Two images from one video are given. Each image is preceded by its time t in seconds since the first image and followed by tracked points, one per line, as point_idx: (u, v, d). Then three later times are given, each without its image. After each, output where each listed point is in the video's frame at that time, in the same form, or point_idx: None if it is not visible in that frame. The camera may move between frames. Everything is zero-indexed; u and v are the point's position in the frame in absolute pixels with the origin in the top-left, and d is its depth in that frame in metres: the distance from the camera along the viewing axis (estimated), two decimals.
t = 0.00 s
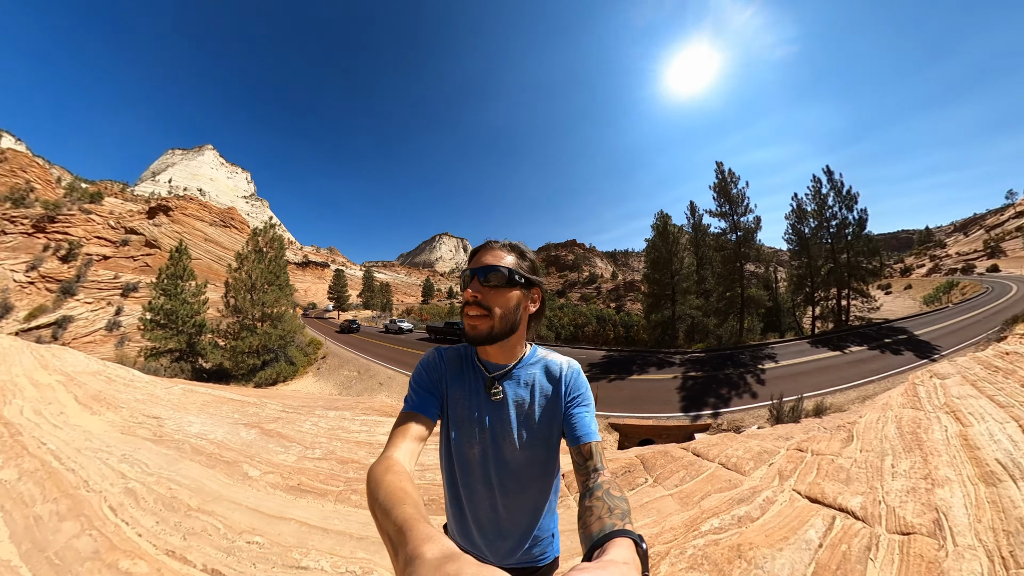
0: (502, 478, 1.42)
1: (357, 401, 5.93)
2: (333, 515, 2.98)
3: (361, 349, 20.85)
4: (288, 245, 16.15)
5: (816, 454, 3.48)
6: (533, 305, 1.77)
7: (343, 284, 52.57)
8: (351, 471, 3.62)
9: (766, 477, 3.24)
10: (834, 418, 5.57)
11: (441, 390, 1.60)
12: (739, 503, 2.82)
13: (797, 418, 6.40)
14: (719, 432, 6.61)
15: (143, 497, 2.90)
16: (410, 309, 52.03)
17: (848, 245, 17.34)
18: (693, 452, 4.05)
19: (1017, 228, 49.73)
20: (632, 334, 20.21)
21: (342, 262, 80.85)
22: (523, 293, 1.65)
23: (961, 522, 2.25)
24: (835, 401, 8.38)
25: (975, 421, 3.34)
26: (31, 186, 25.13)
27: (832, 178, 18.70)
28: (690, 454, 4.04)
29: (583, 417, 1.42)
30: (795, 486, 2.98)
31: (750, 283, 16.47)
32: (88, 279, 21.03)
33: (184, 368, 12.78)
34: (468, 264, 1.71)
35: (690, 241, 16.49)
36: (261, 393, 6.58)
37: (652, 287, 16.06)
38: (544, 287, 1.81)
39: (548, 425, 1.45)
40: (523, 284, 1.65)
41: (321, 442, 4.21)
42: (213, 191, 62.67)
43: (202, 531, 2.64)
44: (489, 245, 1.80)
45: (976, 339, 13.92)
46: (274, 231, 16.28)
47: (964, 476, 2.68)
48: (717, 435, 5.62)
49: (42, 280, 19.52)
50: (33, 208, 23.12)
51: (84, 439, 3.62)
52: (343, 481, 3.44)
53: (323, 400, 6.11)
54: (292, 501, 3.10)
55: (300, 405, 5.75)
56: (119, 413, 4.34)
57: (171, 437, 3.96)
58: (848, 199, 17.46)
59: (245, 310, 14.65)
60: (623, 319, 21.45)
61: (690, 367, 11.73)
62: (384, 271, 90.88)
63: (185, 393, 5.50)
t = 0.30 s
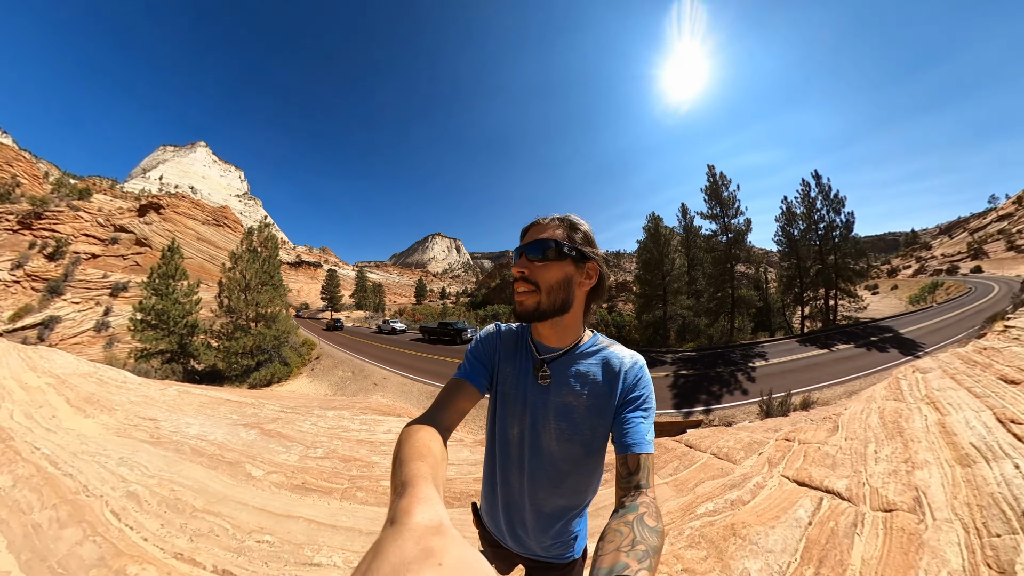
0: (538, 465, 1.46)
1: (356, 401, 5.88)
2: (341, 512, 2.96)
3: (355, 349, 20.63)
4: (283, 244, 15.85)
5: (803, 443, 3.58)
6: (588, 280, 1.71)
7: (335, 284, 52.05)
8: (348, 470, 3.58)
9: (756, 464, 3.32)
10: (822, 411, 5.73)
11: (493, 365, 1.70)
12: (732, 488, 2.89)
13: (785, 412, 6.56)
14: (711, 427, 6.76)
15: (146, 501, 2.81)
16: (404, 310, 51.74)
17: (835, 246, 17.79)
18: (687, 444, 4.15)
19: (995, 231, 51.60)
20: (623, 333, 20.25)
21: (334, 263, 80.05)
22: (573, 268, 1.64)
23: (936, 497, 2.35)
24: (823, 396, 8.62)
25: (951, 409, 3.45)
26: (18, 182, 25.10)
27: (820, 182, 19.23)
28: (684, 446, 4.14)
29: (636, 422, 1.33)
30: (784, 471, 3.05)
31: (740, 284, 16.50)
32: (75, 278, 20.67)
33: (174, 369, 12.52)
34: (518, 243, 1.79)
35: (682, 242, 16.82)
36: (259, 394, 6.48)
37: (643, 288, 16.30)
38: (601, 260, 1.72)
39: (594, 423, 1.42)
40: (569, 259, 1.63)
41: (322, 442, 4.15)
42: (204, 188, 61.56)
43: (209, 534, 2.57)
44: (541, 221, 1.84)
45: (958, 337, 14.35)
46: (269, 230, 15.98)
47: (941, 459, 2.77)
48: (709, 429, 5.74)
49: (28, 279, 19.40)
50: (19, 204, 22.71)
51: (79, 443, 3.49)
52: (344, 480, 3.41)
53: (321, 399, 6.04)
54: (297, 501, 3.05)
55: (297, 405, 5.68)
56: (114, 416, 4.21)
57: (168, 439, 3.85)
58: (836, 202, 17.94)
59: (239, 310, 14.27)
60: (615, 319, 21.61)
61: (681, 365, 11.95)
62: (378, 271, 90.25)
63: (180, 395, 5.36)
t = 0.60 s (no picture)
0: (593, 448, 1.61)
1: (362, 400, 5.84)
2: (356, 513, 2.91)
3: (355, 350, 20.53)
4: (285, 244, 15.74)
5: (801, 438, 3.62)
6: (650, 273, 1.74)
7: (334, 285, 51.86)
8: (356, 468, 3.55)
9: (756, 458, 3.36)
10: (819, 409, 5.80)
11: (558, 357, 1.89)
12: (733, 479, 2.94)
13: (784, 410, 6.61)
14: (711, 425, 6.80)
15: (155, 505, 2.77)
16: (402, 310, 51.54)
17: (834, 248, 17.86)
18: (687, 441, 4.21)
19: (993, 234, 51.99)
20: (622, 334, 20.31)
21: (333, 263, 79.80)
22: (633, 264, 1.68)
23: (932, 488, 2.31)
24: (821, 395, 8.71)
25: (945, 405, 3.49)
26: (16, 178, 25.13)
27: (818, 185, 19.44)
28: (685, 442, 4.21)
29: (694, 424, 1.38)
30: (783, 464, 3.08)
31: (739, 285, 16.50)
32: (73, 276, 20.50)
33: (175, 368, 12.48)
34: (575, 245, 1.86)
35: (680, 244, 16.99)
36: (263, 393, 6.42)
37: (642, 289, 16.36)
38: (661, 251, 1.72)
39: (651, 418, 1.50)
40: (628, 256, 1.68)
41: (333, 440, 4.11)
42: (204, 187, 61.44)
43: (226, 536, 2.53)
44: (594, 218, 1.88)
45: (953, 338, 14.50)
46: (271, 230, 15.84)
47: (934, 452, 2.76)
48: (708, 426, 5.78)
49: (26, 276, 19.27)
50: (19, 201, 22.68)
51: (81, 446, 3.41)
52: (353, 478, 3.38)
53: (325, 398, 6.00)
54: (313, 500, 3.02)
55: (301, 405, 5.62)
56: (117, 417, 4.16)
57: (175, 440, 3.81)
58: (834, 205, 18.10)
59: (241, 310, 14.02)
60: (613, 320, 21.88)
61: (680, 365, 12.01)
62: (376, 271, 90.07)
63: (185, 395, 5.29)
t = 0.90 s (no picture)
0: (631, 441, 1.67)
1: (361, 401, 5.77)
2: (366, 522, 2.88)
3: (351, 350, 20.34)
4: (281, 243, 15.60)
5: (804, 432, 3.68)
6: (695, 266, 1.81)
7: (329, 284, 51.43)
8: (362, 474, 3.50)
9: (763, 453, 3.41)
10: (818, 405, 5.89)
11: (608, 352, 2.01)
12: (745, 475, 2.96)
13: (783, 407, 6.70)
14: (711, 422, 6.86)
15: (144, 524, 2.67)
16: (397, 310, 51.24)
17: (827, 249, 18.29)
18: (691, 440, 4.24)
19: (983, 236, 52.97)
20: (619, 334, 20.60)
21: (329, 263, 79.35)
22: (678, 260, 1.76)
23: (931, 473, 2.38)
24: (818, 392, 8.85)
25: (940, 399, 3.56)
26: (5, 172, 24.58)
27: (812, 187, 19.80)
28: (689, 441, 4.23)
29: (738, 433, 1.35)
30: (789, 457, 3.13)
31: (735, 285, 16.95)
32: (63, 274, 20.11)
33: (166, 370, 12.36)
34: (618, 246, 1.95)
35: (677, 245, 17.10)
36: (258, 395, 6.30)
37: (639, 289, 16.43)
38: (706, 242, 1.78)
39: (692, 417, 1.52)
40: (673, 253, 1.75)
41: (335, 445, 4.05)
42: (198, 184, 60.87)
43: (223, 558, 2.47)
44: (634, 214, 1.95)
45: (944, 337, 14.82)
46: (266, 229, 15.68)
47: (933, 442, 2.81)
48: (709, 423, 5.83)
49: (13, 274, 18.87)
50: (6, 196, 22.17)
51: (64, 456, 3.25)
52: (357, 485, 3.32)
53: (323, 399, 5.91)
54: (316, 513, 2.96)
55: (296, 407, 5.52)
56: (103, 423, 4.06)
57: (165, 449, 3.71)
58: (828, 206, 18.41)
59: (236, 310, 13.80)
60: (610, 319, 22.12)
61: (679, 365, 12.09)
62: (372, 271, 89.59)
63: (174, 398, 5.17)
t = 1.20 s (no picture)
0: (649, 440, 1.69)
1: (353, 406, 5.58)
2: (371, 543, 2.65)
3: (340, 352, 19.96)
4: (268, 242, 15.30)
5: (804, 425, 3.85)
6: (712, 261, 1.82)
7: (319, 284, 50.21)
8: (352, 488, 3.25)
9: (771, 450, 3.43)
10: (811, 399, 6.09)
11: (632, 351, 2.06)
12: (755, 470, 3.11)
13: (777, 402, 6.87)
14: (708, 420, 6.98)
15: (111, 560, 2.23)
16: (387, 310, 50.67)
17: (814, 249, 18.94)
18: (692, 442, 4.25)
19: (960, 238, 55.50)
20: (611, 333, 20.88)
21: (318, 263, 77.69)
22: (692, 257, 1.80)
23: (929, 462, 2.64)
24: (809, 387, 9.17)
25: (929, 390, 3.75)
26: None
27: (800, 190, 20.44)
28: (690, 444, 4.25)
29: (760, 436, 1.34)
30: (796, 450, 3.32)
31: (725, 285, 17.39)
32: (36, 275, 18.98)
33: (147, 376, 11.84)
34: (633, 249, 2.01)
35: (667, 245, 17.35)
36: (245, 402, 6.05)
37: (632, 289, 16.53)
38: (718, 237, 1.79)
39: (711, 415, 1.52)
40: (688, 251, 1.79)
41: (326, 456, 3.80)
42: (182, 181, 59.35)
43: None
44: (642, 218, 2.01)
45: (919, 332, 15.61)
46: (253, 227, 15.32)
47: (927, 429, 3.04)
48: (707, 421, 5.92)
49: None
50: None
51: (27, 477, 2.89)
52: (352, 500, 3.09)
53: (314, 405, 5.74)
54: (308, 538, 2.63)
55: (284, 414, 5.30)
56: (73, 437, 3.69)
57: (138, 467, 3.26)
58: (815, 208, 19.05)
59: (220, 311, 13.47)
60: (601, 319, 22.41)
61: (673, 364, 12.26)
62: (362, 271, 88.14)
63: (153, 407, 4.89)
